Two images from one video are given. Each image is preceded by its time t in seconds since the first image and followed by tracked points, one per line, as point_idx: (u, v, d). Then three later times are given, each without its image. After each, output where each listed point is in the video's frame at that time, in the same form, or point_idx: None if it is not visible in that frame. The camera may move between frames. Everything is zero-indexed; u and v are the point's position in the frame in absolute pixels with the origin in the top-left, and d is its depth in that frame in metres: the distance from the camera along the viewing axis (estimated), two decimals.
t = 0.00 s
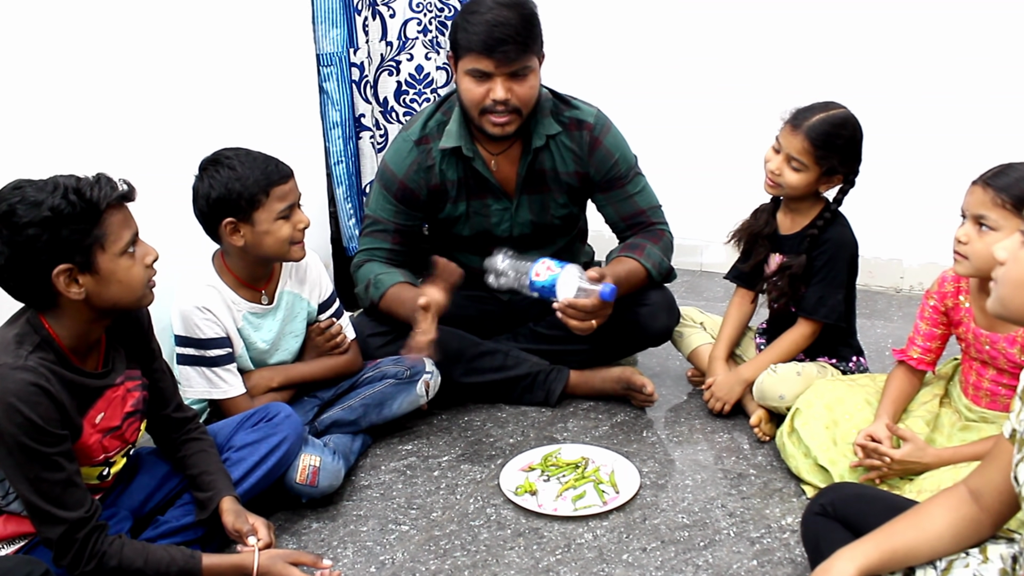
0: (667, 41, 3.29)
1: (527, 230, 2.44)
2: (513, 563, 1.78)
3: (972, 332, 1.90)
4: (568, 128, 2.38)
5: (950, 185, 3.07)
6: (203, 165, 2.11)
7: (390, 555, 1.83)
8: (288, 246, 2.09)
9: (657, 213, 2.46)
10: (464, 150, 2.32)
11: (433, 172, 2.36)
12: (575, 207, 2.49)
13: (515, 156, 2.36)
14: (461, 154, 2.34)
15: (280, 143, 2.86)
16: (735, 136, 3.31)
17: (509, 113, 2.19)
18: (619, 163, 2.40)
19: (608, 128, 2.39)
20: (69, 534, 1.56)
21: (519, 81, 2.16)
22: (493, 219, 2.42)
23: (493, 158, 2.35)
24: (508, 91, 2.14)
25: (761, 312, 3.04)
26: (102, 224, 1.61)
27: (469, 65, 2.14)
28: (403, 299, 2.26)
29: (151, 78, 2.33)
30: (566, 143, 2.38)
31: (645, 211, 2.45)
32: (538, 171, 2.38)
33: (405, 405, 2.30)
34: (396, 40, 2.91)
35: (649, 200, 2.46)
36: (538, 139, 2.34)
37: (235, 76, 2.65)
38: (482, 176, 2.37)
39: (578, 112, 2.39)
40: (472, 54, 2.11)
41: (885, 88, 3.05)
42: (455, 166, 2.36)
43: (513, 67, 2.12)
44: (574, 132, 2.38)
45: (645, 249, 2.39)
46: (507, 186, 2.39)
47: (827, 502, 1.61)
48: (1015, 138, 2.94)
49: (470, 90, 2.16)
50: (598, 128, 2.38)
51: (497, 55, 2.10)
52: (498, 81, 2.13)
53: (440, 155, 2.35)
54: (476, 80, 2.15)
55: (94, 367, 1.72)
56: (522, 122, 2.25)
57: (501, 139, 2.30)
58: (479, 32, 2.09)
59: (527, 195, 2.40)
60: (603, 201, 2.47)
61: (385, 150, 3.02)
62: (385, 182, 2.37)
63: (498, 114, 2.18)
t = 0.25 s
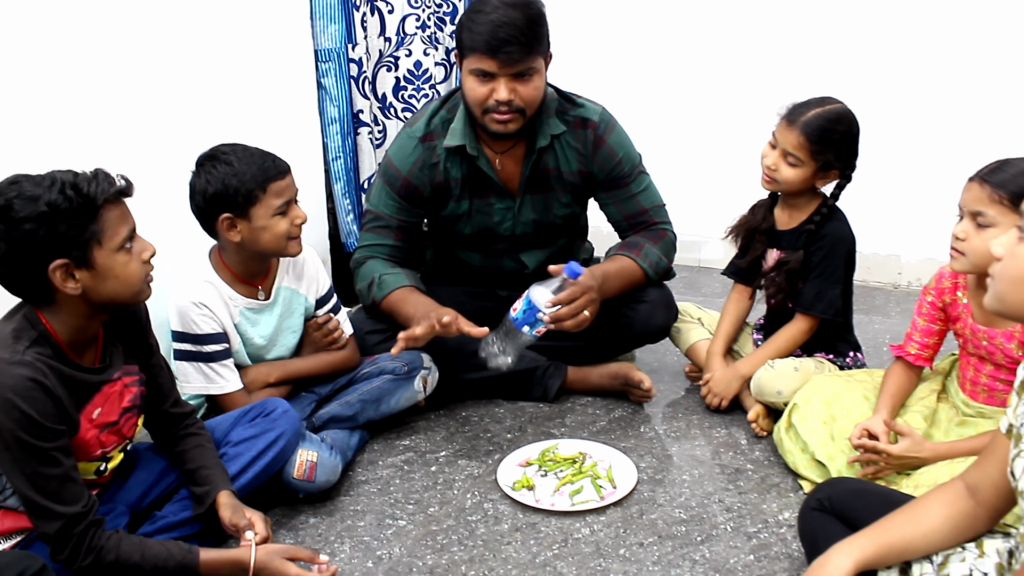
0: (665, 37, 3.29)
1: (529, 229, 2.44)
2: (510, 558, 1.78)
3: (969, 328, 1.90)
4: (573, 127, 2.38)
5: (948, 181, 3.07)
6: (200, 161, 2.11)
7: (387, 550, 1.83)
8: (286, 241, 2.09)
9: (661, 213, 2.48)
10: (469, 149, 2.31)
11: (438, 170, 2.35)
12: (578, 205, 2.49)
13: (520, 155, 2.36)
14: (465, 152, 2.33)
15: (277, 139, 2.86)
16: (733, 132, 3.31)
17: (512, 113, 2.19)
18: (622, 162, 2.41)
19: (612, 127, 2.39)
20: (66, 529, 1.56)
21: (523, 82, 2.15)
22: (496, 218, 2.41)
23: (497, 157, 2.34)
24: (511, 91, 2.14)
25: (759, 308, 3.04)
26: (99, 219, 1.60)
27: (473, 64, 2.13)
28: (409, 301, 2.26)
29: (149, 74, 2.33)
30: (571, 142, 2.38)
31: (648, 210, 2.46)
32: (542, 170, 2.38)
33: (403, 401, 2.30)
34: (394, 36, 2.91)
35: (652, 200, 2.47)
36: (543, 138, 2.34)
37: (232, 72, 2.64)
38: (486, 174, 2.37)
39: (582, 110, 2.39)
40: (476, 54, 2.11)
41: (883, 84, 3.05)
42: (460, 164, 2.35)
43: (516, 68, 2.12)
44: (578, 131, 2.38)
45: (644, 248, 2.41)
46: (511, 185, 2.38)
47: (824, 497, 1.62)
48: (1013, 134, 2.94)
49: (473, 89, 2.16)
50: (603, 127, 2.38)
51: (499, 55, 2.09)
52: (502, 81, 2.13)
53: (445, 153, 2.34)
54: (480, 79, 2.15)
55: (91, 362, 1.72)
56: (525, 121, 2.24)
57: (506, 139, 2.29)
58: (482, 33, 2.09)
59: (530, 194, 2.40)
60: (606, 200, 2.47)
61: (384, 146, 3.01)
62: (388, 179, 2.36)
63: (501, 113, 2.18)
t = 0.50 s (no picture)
0: (662, 35, 3.29)
1: (526, 225, 2.44)
2: (508, 557, 1.78)
3: (966, 327, 1.90)
4: (568, 121, 2.38)
5: (944, 179, 3.07)
6: (196, 159, 2.10)
7: (385, 549, 1.83)
8: (284, 241, 2.09)
9: (655, 209, 2.47)
10: (467, 144, 2.31)
11: (436, 166, 2.34)
12: (574, 203, 2.48)
13: (516, 149, 2.36)
14: (463, 147, 2.33)
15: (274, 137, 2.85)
16: (730, 130, 3.31)
17: (522, 104, 2.19)
18: (617, 156, 2.41)
19: (607, 122, 2.39)
20: (64, 528, 1.56)
21: (531, 72, 2.17)
22: (493, 213, 2.40)
23: (495, 152, 2.34)
24: (521, 82, 2.15)
25: (756, 306, 3.04)
26: (96, 218, 1.60)
27: (482, 57, 2.14)
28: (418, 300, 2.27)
29: (145, 72, 2.33)
30: (567, 136, 2.37)
31: (642, 206, 2.46)
32: (539, 165, 2.38)
33: (400, 399, 2.30)
34: (390, 34, 2.90)
35: (647, 195, 2.47)
36: (539, 132, 2.34)
37: (229, 69, 2.64)
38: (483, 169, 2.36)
39: (578, 105, 2.39)
40: (487, 45, 2.12)
41: (880, 82, 3.05)
42: (457, 159, 2.35)
43: (527, 58, 2.14)
44: (573, 125, 2.38)
45: (637, 248, 2.41)
46: (508, 180, 2.38)
47: (821, 495, 1.62)
48: (1009, 133, 2.95)
49: (482, 82, 2.16)
50: (598, 122, 2.38)
51: (512, 45, 2.11)
52: (513, 72, 2.14)
53: (442, 149, 2.33)
54: (488, 72, 2.15)
55: (88, 361, 1.71)
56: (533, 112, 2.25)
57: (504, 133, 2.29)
58: (493, 24, 2.10)
59: (527, 189, 2.39)
60: (601, 194, 2.48)
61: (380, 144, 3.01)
62: (386, 173, 2.35)
63: (511, 105, 2.18)
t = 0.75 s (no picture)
0: (665, 34, 3.29)
1: (526, 219, 2.44)
2: (510, 556, 1.78)
3: (968, 326, 1.90)
4: (565, 116, 2.38)
5: (947, 178, 3.07)
6: (200, 159, 2.10)
7: (387, 548, 1.83)
8: (287, 240, 2.09)
9: (652, 204, 2.46)
10: (465, 138, 2.31)
11: (436, 160, 2.35)
12: (574, 196, 2.49)
13: (515, 144, 2.36)
14: (462, 142, 2.34)
15: (277, 136, 2.86)
16: (733, 129, 3.31)
17: (522, 96, 2.19)
18: (615, 150, 2.41)
19: (605, 117, 2.39)
20: (66, 527, 1.56)
21: (531, 64, 2.17)
22: (493, 208, 2.41)
23: (494, 146, 2.35)
24: (521, 73, 2.15)
25: (759, 305, 3.04)
26: (99, 217, 1.60)
27: (482, 49, 2.14)
28: (426, 303, 2.27)
29: (148, 72, 2.33)
30: (564, 131, 2.38)
31: (639, 201, 2.46)
32: (537, 159, 2.38)
33: (402, 398, 2.30)
34: (392, 33, 2.90)
35: (645, 189, 2.46)
36: (537, 126, 2.34)
37: (231, 68, 2.64)
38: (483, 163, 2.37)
39: (575, 100, 2.39)
40: (487, 37, 2.12)
41: (883, 81, 3.04)
42: (456, 154, 2.35)
43: (527, 49, 2.14)
44: (571, 120, 2.38)
45: (635, 246, 2.40)
46: (507, 174, 2.38)
47: (823, 494, 1.62)
48: (1012, 132, 2.94)
49: (483, 74, 2.16)
50: (595, 116, 2.39)
51: (512, 37, 2.11)
52: (513, 63, 2.14)
53: (442, 144, 2.34)
54: (489, 64, 2.15)
55: (91, 360, 1.71)
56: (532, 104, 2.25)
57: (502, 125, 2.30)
58: (493, 15, 2.10)
59: (527, 183, 2.40)
60: (599, 189, 2.47)
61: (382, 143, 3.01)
62: (387, 168, 2.36)
63: (511, 97, 2.18)
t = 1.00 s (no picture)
0: (663, 40, 3.30)
1: (517, 220, 2.43)
2: (509, 562, 1.78)
3: (968, 330, 1.90)
4: (551, 118, 2.39)
5: (945, 183, 3.07)
6: (199, 166, 2.11)
7: (386, 555, 1.83)
8: (290, 246, 2.09)
9: (642, 199, 2.46)
10: (454, 140, 2.33)
11: (427, 159, 2.36)
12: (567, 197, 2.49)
13: (503, 145, 2.36)
14: (452, 144, 2.35)
15: (276, 142, 2.86)
16: (732, 134, 3.31)
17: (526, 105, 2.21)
18: (600, 150, 2.41)
19: (589, 116, 2.40)
20: (65, 534, 1.56)
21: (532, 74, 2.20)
22: (485, 208, 2.41)
23: (484, 147, 2.35)
24: (527, 84, 2.18)
25: (757, 310, 3.04)
26: (100, 225, 1.60)
27: (488, 63, 2.14)
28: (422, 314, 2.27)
29: (148, 79, 2.33)
30: (550, 132, 2.38)
31: (628, 197, 2.45)
32: (526, 159, 2.38)
33: (401, 404, 2.30)
34: (392, 39, 2.91)
35: (633, 186, 2.46)
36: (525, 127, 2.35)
37: (231, 75, 2.64)
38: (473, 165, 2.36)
39: (560, 102, 2.40)
40: (496, 51, 2.12)
41: (881, 86, 3.05)
42: (447, 154, 2.36)
43: (532, 61, 2.17)
44: (556, 122, 2.39)
45: (630, 242, 2.39)
46: (496, 175, 2.38)
47: (822, 500, 1.62)
48: (1010, 137, 2.95)
49: (490, 86, 2.16)
50: (580, 117, 2.39)
51: (524, 52, 2.14)
52: (520, 75, 2.16)
53: (431, 145, 2.36)
54: (496, 76, 2.15)
55: (90, 367, 1.71)
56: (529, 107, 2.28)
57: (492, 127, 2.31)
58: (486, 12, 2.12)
59: (516, 183, 2.40)
60: (589, 190, 2.47)
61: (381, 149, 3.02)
62: (380, 170, 2.37)
63: (516, 106, 2.20)
